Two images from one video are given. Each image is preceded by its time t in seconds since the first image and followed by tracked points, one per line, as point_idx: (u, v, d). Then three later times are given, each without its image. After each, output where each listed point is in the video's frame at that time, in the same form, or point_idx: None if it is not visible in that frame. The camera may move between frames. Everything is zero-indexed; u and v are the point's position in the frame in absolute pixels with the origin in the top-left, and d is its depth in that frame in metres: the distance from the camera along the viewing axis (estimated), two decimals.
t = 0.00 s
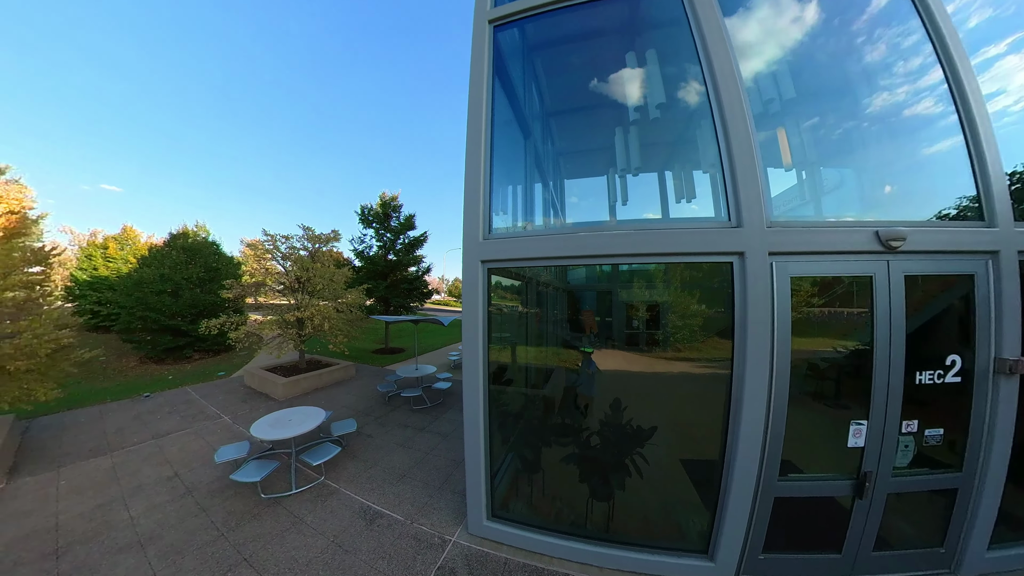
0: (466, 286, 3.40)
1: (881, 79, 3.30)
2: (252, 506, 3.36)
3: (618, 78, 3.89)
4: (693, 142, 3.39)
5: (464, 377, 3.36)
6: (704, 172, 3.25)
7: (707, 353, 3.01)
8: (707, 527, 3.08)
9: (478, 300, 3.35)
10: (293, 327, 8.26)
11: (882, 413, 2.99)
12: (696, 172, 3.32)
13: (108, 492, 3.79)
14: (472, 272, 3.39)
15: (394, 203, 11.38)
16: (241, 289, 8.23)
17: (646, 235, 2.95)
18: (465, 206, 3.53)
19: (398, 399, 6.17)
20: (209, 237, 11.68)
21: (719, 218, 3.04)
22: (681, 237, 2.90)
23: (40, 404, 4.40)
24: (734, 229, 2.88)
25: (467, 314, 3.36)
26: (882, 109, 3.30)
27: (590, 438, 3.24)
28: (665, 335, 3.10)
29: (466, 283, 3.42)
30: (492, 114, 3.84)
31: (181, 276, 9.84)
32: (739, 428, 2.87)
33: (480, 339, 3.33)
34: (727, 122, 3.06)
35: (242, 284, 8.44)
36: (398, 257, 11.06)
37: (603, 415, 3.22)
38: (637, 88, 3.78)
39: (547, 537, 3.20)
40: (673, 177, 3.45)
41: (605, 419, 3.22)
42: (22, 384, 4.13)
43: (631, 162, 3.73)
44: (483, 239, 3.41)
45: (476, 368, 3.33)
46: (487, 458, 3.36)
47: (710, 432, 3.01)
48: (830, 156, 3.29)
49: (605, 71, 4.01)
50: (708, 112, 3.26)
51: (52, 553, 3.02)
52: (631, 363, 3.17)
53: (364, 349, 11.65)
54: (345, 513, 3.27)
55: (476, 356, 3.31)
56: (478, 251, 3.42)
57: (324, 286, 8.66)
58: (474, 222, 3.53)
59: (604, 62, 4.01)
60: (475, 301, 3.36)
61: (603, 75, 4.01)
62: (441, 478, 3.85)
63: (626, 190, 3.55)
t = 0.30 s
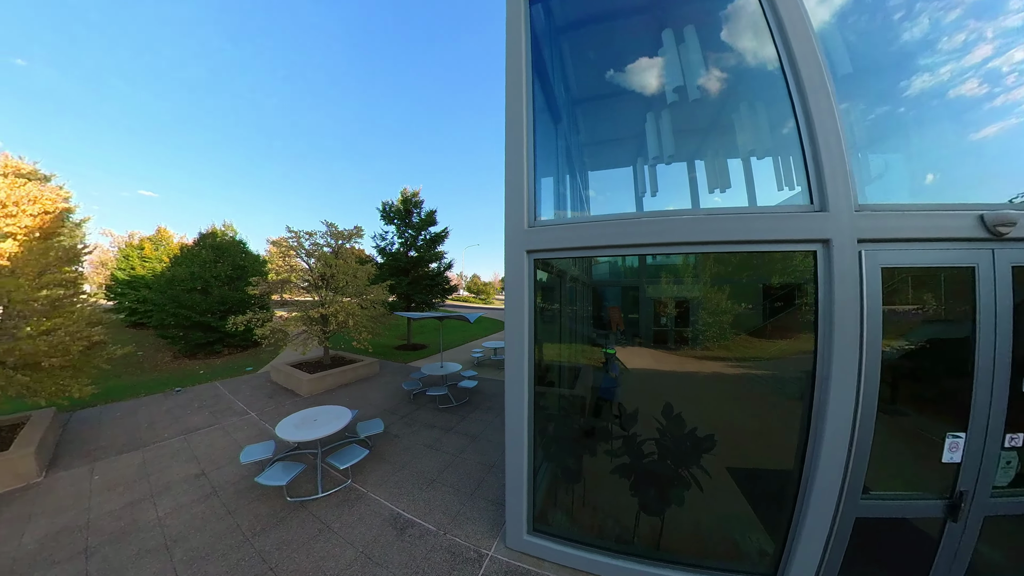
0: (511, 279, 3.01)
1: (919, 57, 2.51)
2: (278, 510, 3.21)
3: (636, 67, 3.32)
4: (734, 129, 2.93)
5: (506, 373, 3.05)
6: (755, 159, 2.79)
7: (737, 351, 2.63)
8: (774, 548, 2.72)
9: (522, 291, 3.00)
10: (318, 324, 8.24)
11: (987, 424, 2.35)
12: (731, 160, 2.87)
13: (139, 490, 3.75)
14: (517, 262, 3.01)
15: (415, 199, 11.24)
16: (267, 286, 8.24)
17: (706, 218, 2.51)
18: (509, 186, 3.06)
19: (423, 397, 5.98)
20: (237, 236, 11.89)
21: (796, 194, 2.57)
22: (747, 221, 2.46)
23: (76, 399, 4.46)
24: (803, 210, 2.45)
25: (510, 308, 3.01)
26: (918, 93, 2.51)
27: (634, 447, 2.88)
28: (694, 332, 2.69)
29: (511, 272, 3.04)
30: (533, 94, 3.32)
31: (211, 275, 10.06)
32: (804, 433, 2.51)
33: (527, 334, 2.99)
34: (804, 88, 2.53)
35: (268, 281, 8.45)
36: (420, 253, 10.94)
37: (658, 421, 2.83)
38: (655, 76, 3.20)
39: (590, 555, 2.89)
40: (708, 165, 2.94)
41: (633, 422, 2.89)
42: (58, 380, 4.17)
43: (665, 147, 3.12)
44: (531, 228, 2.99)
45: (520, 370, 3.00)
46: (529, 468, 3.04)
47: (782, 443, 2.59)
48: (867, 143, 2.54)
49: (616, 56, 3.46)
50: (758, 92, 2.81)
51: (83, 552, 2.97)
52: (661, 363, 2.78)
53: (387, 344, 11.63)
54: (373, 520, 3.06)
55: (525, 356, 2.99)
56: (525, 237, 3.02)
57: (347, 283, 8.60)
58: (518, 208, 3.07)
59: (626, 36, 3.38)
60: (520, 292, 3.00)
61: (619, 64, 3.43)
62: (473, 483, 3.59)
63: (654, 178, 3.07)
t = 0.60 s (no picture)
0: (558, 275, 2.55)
1: (960, 34, 1.91)
2: (300, 519, 3.03)
3: (654, 56, 2.72)
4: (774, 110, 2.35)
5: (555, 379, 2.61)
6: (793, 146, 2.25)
7: (774, 352, 2.15)
8: None
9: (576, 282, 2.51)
10: (340, 321, 8.18)
11: None
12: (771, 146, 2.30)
13: (163, 491, 3.68)
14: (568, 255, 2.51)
15: (435, 194, 11.06)
16: (290, 283, 8.23)
17: (760, 205, 2.05)
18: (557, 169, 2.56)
19: (446, 397, 5.76)
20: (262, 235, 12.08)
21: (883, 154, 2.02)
22: (795, 206, 2.00)
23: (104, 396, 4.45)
24: (861, 192, 1.93)
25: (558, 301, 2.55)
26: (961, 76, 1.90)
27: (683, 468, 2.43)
28: (729, 332, 2.23)
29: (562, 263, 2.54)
30: (582, 74, 2.75)
31: (236, 273, 10.22)
32: (867, 448, 2.08)
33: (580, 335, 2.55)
34: (907, 39, 1.93)
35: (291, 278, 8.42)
36: (440, 250, 10.78)
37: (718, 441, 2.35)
38: (675, 64, 2.64)
39: None
40: (747, 153, 2.36)
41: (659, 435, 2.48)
42: (86, 378, 4.15)
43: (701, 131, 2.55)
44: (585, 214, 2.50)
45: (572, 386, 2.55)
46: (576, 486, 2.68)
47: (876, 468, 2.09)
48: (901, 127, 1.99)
49: (628, 40, 2.82)
50: (806, 64, 2.24)
51: (105, 558, 2.88)
52: (690, 365, 2.34)
53: (408, 341, 11.56)
54: (397, 534, 2.83)
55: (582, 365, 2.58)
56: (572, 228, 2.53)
57: (369, 279, 8.51)
58: (566, 190, 2.57)
59: (654, 4, 2.74)
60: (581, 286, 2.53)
61: (636, 53, 2.79)
62: (503, 495, 3.29)
63: (687, 167, 2.57)
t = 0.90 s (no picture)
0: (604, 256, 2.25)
1: None
2: (312, 524, 2.88)
3: (671, 44, 2.16)
4: (818, 86, 1.71)
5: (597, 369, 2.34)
6: (832, 125, 1.66)
7: (810, 352, 1.66)
8: None
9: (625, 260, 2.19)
10: (358, 317, 8.13)
11: None
12: (810, 128, 1.71)
13: (181, 488, 3.65)
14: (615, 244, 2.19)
15: (454, 188, 10.89)
16: (310, 279, 8.17)
17: (768, 177, 1.70)
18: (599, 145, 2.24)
19: (466, 396, 5.56)
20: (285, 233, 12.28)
21: (939, 135, 1.43)
22: (815, 178, 1.58)
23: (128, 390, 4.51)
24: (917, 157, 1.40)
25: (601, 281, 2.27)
26: None
27: (741, 491, 1.99)
28: (763, 330, 1.80)
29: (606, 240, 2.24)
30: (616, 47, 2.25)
31: (260, 270, 10.43)
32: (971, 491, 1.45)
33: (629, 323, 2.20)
34: None
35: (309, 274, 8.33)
36: (459, 245, 10.64)
37: (778, 459, 1.86)
38: (697, 51, 2.06)
39: None
40: (781, 143, 1.77)
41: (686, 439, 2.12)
42: (111, 372, 4.20)
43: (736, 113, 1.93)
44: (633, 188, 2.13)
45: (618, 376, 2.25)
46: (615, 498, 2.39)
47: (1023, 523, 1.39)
48: (972, 100, 1.39)
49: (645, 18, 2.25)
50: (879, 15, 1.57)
51: (120, 557, 2.84)
52: (719, 364, 1.96)
53: (427, 337, 11.49)
54: (412, 546, 2.62)
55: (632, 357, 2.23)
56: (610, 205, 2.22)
57: (387, 275, 8.44)
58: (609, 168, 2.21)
59: None
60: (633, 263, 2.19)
61: (654, 40, 2.21)
62: (526, 505, 3.02)
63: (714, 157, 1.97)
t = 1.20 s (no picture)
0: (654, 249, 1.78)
1: None
2: (323, 532, 2.76)
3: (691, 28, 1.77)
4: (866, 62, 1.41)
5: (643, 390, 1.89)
6: (879, 106, 1.36)
7: (844, 355, 1.41)
8: None
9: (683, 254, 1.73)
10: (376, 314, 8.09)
11: None
12: (852, 111, 1.41)
13: (198, 486, 3.64)
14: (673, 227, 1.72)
15: (472, 183, 10.70)
16: (329, 276, 8.17)
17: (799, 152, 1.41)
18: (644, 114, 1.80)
19: (484, 397, 5.37)
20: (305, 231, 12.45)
21: (1008, 112, 1.15)
22: (860, 152, 1.28)
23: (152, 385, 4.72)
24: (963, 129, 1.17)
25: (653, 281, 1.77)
26: None
27: (808, 527, 1.63)
28: (797, 330, 1.51)
29: (659, 231, 1.77)
30: None
31: (281, 268, 10.61)
32: None
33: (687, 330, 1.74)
34: None
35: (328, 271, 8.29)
36: (478, 241, 10.50)
37: (846, 488, 1.53)
38: (720, 36, 1.72)
39: None
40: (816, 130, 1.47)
41: (717, 459, 1.81)
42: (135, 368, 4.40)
43: (775, 94, 1.61)
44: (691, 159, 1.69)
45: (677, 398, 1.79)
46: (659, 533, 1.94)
47: None
48: None
49: None
50: None
51: (135, 557, 2.82)
52: (751, 366, 1.65)
53: (445, 334, 11.42)
54: (425, 563, 2.43)
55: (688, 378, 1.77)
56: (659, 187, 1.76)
57: (405, 271, 8.36)
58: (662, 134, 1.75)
59: None
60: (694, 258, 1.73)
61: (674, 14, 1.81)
62: (548, 520, 2.78)
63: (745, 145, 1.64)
